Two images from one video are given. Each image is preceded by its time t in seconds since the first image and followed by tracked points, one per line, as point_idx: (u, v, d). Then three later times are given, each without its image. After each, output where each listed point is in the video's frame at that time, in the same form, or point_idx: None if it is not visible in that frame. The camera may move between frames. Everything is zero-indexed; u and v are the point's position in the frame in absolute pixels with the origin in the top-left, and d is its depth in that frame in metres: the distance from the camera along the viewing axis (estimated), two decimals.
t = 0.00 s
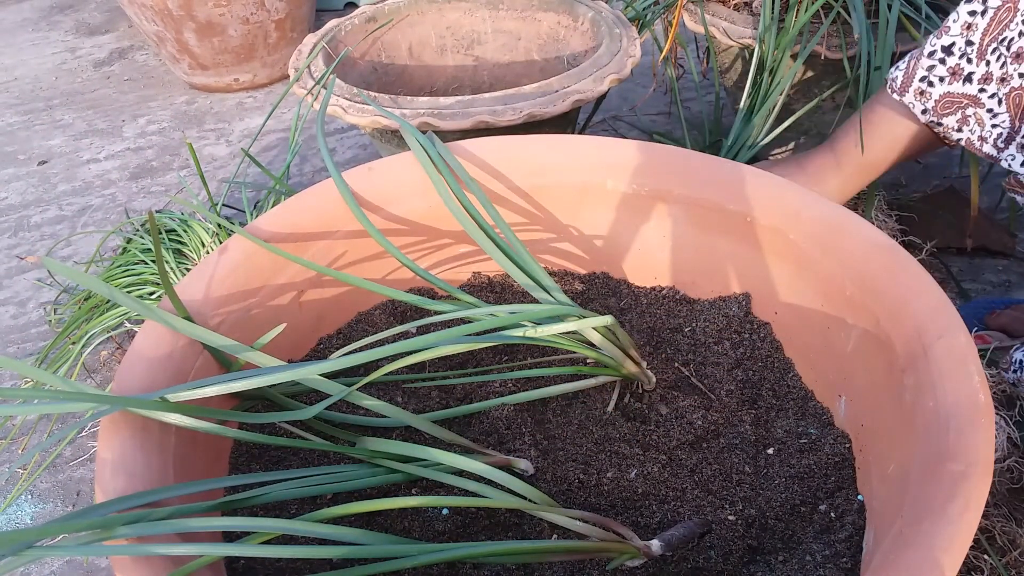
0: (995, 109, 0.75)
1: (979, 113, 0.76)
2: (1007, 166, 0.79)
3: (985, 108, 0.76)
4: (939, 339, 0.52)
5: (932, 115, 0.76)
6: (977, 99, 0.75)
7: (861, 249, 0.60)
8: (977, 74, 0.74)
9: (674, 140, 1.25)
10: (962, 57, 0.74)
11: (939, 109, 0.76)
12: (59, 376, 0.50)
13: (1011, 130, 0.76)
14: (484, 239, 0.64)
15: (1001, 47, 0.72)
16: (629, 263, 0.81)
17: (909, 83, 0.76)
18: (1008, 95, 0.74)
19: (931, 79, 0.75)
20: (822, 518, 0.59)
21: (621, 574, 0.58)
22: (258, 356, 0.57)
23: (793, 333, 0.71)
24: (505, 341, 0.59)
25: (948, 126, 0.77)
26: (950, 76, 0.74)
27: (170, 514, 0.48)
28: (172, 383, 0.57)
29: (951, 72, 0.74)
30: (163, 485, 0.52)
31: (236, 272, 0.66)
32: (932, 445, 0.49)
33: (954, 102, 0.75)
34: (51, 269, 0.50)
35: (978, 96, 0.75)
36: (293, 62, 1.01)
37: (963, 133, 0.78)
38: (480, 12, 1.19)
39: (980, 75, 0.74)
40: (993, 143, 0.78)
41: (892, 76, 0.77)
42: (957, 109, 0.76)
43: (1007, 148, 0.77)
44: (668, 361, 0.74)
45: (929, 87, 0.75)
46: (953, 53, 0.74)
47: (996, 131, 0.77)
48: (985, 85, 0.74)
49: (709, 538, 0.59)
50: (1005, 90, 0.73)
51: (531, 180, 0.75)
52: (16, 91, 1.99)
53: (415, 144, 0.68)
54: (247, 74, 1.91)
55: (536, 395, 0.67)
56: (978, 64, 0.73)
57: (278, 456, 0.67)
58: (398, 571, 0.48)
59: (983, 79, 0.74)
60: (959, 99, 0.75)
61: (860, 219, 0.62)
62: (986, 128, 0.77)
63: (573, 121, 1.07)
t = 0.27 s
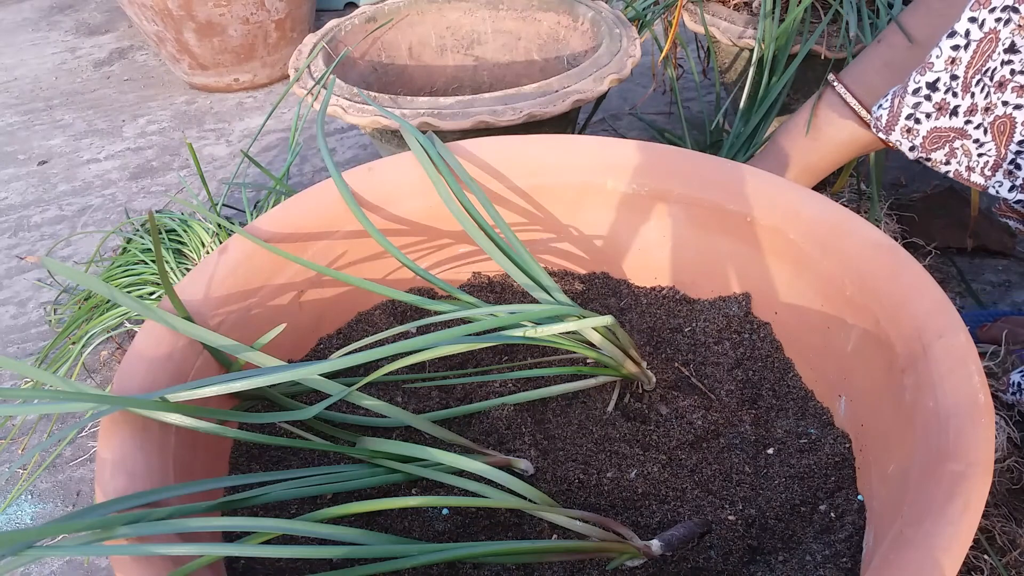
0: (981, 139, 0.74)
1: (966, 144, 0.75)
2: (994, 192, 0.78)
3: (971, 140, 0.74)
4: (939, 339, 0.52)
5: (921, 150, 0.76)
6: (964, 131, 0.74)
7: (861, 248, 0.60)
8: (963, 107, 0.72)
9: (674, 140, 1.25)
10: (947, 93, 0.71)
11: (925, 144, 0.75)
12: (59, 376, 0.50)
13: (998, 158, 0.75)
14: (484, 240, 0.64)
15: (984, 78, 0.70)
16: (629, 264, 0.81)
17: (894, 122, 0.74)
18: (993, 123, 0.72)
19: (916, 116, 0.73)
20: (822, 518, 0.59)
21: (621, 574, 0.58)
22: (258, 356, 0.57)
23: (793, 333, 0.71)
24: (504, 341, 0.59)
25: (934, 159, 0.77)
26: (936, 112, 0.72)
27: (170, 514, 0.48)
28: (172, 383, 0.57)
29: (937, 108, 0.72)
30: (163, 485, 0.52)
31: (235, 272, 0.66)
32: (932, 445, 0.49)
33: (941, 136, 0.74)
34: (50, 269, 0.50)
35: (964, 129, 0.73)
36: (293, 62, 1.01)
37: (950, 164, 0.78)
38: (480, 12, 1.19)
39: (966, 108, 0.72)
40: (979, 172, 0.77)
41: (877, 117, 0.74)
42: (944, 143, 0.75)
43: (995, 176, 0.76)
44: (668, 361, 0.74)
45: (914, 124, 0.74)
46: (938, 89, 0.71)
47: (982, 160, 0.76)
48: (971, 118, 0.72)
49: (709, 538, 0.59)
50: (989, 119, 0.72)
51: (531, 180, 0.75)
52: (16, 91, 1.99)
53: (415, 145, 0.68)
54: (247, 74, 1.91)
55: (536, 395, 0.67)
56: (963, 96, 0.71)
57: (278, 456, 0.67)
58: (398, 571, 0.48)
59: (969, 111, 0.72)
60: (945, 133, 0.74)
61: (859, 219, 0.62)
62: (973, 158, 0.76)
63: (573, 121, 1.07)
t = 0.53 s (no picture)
0: (972, 118, 0.70)
1: (957, 121, 0.71)
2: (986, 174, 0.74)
3: (962, 118, 0.71)
4: (939, 339, 0.52)
5: (909, 122, 0.73)
6: (955, 108, 0.70)
7: (861, 248, 0.60)
8: (955, 84, 0.69)
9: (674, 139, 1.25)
10: (939, 68, 0.68)
11: (916, 118, 0.72)
12: (59, 376, 0.50)
13: (988, 139, 0.71)
14: (484, 240, 0.64)
15: (978, 56, 0.67)
16: (629, 264, 0.81)
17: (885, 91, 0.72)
18: (986, 104, 0.69)
19: (907, 88, 0.71)
20: (822, 518, 0.59)
21: (621, 573, 0.58)
22: (258, 356, 0.57)
23: (793, 333, 0.71)
24: (505, 341, 0.59)
25: (924, 133, 0.74)
26: (927, 85, 0.69)
27: (170, 514, 0.48)
28: (172, 383, 0.57)
29: (928, 80, 0.69)
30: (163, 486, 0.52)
31: (235, 272, 0.66)
32: (932, 445, 0.49)
33: (930, 110, 0.71)
34: (51, 269, 0.50)
35: (955, 105, 0.70)
36: (293, 62, 1.01)
37: (940, 140, 0.74)
38: (480, 12, 1.19)
39: (958, 84, 0.69)
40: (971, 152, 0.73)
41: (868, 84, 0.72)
42: (934, 118, 0.72)
43: (985, 156, 0.73)
44: (668, 361, 0.74)
45: (905, 95, 0.71)
46: (930, 62, 0.68)
47: (974, 139, 0.72)
48: (963, 95, 0.69)
49: (709, 538, 0.59)
50: (983, 99, 0.69)
51: (531, 180, 0.75)
52: (16, 91, 1.99)
53: (415, 145, 0.68)
54: (247, 74, 1.91)
55: (536, 395, 0.67)
56: (955, 74, 0.68)
57: (278, 456, 0.67)
58: (398, 571, 0.48)
59: (961, 88, 0.69)
60: (936, 108, 0.71)
61: (859, 219, 0.62)
62: (964, 137, 0.73)
63: (573, 121, 1.07)
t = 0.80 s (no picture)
0: (972, 125, 0.69)
1: (958, 129, 0.70)
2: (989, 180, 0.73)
3: (963, 125, 0.70)
4: (939, 340, 0.52)
5: (908, 131, 0.73)
6: (954, 117, 0.69)
7: (861, 248, 0.60)
8: (953, 92, 0.68)
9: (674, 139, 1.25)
10: (935, 77, 0.68)
11: (915, 127, 0.72)
12: (59, 376, 0.50)
13: (990, 145, 0.70)
14: (484, 240, 0.64)
15: (976, 65, 0.65)
16: (629, 264, 0.81)
17: (883, 102, 0.72)
18: (986, 111, 0.67)
19: (906, 98, 0.71)
20: (822, 518, 0.59)
21: (621, 573, 0.58)
22: (258, 356, 0.57)
23: (793, 333, 0.71)
24: (505, 341, 0.59)
25: (925, 142, 0.73)
26: (925, 95, 0.69)
27: (170, 514, 0.48)
28: (172, 383, 0.57)
29: (925, 90, 0.69)
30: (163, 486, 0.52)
31: (235, 272, 0.66)
32: (932, 445, 0.49)
33: (929, 120, 0.70)
34: (51, 270, 0.50)
35: (955, 114, 0.69)
36: (293, 62, 1.01)
37: (943, 148, 0.73)
38: (480, 12, 1.19)
39: (956, 93, 0.68)
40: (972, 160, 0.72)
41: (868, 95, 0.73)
42: (934, 127, 0.71)
43: (988, 163, 0.71)
44: (668, 361, 0.74)
45: (903, 106, 0.71)
46: (926, 73, 0.68)
47: (976, 146, 0.71)
48: (961, 104, 0.68)
49: (709, 538, 0.59)
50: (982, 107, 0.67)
51: (531, 180, 0.75)
52: (16, 91, 1.99)
53: (415, 145, 0.68)
54: (247, 74, 1.91)
55: (536, 395, 0.67)
56: (953, 82, 0.67)
57: (278, 456, 0.67)
58: (398, 571, 0.48)
59: (959, 97, 0.68)
60: (934, 117, 0.70)
61: (860, 219, 0.62)
62: (965, 144, 0.71)
63: (573, 121, 1.07)
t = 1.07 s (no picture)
0: (969, 144, 0.70)
1: (957, 149, 0.72)
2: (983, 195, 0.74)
3: (961, 145, 0.71)
4: (939, 339, 0.52)
5: (912, 156, 0.74)
6: (954, 137, 0.71)
7: (861, 248, 0.60)
8: (954, 113, 0.69)
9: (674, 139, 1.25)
10: (939, 99, 0.68)
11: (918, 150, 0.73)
12: (58, 376, 0.50)
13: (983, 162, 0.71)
14: (484, 240, 0.64)
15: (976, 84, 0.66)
16: (629, 263, 0.81)
17: (887, 130, 0.73)
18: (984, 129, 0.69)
19: (909, 123, 0.71)
20: (822, 518, 0.59)
21: (621, 573, 0.58)
22: (258, 356, 0.57)
23: (793, 333, 0.71)
24: (505, 341, 0.59)
25: (926, 164, 0.75)
26: (929, 118, 0.70)
27: (170, 514, 0.48)
28: (172, 383, 0.57)
29: (930, 114, 0.70)
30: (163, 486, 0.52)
31: (235, 272, 0.66)
32: (932, 445, 0.49)
33: (933, 142, 0.72)
34: (50, 270, 0.50)
35: (955, 135, 0.70)
36: (293, 62, 1.01)
37: (942, 168, 0.75)
38: (480, 12, 1.19)
39: (958, 114, 0.68)
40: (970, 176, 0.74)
41: (868, 123, 0.73)
42: (936, 149, 0.72)
43: (981, 178, 0.73)
44: (668, 361, 0.74)
45: (907, 130, 0.72)
46: (930, 96, 0.68)
47: (971, 163, 0.72)
48: (961, 124, 0.69)
49: (709, 538, 0.59)
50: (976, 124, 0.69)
51: (532, 180, 0.75)
52: (16, 91, 1.99)
53: (415, 145, 0.68)
54: (247, 74, 1.91)
55: (536, 395, 0.67)
56: (954, 103, 0.68)
57: (278, 456, 0.67)
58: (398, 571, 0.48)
59: (959, 117, 0.69)
60: (937, 139, 0.71)
61: (860, 219, 0.62)
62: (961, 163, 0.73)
63: (573, 121, 1.07)
